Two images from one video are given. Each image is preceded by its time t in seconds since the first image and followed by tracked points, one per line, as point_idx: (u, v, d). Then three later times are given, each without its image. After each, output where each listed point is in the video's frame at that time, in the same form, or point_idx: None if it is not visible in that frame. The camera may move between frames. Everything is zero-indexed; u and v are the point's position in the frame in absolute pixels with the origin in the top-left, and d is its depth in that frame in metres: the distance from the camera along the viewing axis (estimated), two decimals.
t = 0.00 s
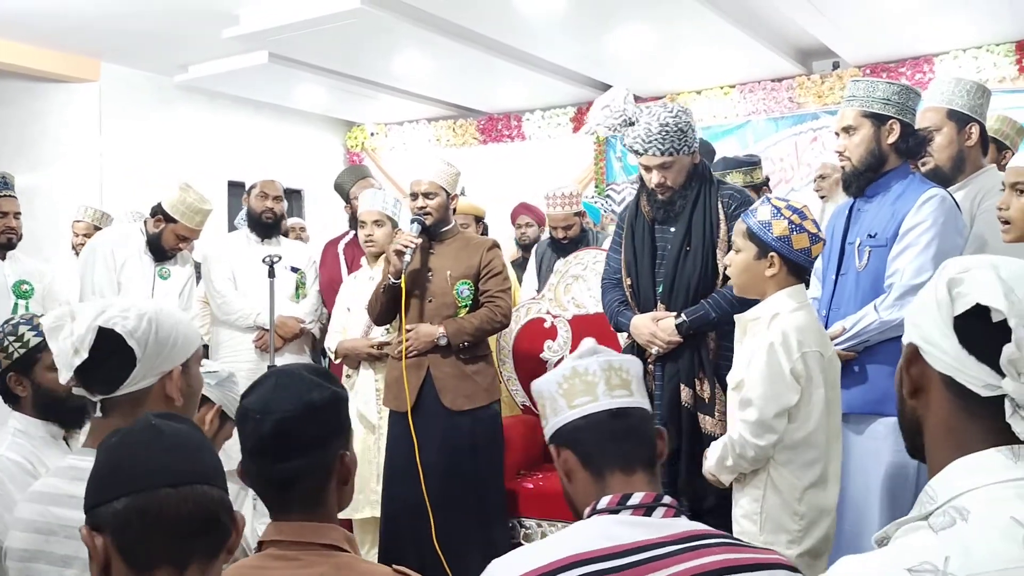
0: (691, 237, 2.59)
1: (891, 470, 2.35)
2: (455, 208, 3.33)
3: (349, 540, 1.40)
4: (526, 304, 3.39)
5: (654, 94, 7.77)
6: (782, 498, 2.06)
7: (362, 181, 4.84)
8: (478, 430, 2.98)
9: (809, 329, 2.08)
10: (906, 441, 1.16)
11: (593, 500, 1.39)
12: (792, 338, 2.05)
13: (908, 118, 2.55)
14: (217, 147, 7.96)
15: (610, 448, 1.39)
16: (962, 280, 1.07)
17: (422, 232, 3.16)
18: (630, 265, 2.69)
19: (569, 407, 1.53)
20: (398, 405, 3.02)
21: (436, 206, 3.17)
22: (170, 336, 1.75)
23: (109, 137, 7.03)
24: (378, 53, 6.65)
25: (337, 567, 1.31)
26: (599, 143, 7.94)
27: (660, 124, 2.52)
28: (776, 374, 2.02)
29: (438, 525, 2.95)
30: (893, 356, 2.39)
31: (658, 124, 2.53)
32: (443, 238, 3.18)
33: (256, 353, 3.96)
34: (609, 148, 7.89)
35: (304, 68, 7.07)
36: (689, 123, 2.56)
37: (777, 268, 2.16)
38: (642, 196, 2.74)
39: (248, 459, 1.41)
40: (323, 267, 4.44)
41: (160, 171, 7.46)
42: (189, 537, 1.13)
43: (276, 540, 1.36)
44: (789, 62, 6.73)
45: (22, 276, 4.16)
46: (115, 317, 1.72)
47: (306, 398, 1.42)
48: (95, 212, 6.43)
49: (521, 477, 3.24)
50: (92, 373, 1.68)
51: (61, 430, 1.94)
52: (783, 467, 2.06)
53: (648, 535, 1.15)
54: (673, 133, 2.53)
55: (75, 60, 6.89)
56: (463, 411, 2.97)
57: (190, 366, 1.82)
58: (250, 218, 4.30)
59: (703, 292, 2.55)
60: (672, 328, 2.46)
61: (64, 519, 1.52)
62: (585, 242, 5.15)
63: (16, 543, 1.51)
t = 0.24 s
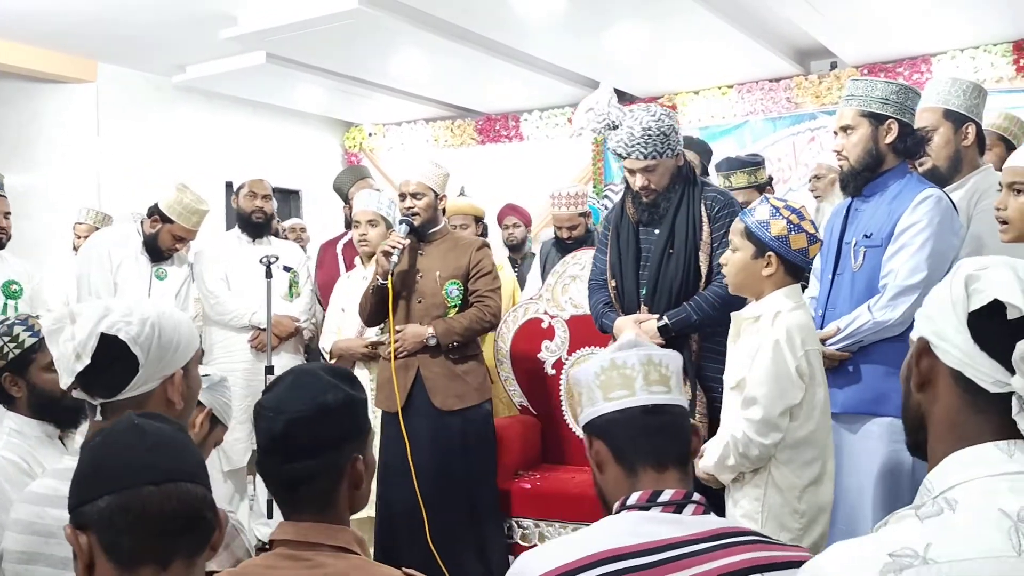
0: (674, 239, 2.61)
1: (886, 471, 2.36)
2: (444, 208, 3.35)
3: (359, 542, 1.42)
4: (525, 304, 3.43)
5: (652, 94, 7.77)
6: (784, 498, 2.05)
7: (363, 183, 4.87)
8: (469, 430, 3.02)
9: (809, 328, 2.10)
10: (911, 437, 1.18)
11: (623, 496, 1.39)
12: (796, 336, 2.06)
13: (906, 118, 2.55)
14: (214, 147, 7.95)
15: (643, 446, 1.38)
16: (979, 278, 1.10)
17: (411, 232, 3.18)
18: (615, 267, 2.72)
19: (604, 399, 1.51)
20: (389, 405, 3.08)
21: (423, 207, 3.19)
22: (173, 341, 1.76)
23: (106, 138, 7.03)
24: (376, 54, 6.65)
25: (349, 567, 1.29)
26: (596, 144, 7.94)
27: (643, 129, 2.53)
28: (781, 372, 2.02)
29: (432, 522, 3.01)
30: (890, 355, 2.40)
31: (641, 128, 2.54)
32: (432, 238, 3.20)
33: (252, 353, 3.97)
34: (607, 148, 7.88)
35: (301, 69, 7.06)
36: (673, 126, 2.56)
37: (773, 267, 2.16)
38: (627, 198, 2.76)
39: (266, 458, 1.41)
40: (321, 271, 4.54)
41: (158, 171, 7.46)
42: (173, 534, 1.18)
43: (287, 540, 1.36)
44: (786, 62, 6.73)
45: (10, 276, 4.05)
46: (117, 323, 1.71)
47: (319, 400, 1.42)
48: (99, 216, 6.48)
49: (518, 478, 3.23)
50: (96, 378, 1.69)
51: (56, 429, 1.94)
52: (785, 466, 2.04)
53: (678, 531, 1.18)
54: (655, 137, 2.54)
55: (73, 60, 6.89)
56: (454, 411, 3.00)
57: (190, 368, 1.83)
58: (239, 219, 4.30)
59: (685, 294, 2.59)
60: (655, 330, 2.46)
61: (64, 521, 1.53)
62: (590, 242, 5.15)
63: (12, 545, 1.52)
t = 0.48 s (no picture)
0: (660, 242, 2.61)
1: (887, 473, 2.35)
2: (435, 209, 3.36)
3: (368, 547, 1.42)
4: (523, 304, 3.44)
5: (651, 95, 7.77)
6: (773, 502, 2.04)
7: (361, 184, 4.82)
8: (462, 430, 3.04)
9: (801, 332, 2.09)
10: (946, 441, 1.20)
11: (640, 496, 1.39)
12: (786, 340, 2.05)
13: (904, 119, 2.55)
14: (213, 148, 7.95)
15: (666, 449, 1.38)
16: (996, 281, 1.12)
17: (401, 233, 3.19)
18: (602, 270, 2.71)
19: (630, 398, 1.50)
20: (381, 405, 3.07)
21: (414, 207, 3.19)
22: (171, 347, 1.76)
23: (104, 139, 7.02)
24: (374, 54, 6.64)
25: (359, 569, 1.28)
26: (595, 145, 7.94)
27: (630, 133, 2.53)
28: (770, 376, 2.01)
29: (427, 524, 3.01)
30: (887, 358, 2.41)
31: (627, 133, 2.54)
32: (423, 239, 3.21)
33: (247, 353, 3.98)
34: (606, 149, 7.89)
35: (300, 70, 7.06)
36: (659, 130, 2.57)
37: (763, 266, 2.17)
38: (615, 201, 2.76)
39: (277, 461, 1.40)
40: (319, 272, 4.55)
41: (157, 172, 7.45)
42: (144, 535, 1.20)
43: (298, 541, 1.36)
44: (785, 63, 6.73)
45: None
46: (114, 331, 1.70)
47: (335, 403, 1.40)
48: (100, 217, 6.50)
49: (515, 479, 3.24)
50: (94, 386, 1.69)
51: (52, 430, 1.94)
52: (774, 470, 2.04)
53: (696, 532, 1.16)
54: (642, 141, 2.54)
55: (72, 61, 6.88)
56: (447, 412, 3.02)
57: (187, 371, 1.83)
58: (232, 220, 4.30)
59: (672, 297, 2.59)
60: (640, 332, 2.46)
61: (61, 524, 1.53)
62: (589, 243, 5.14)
63: (6, 546, 1.52)
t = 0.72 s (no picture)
0: (656, 243, 2.62)
1: (887, 475, 2.35)
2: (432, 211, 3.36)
3: (381, 551, 1.42)
4: (523, 306, 3.44)
5: (651, 97, 7.77)
6: (753, 508, 1.99)
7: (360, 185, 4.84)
8: (462, 429, 3.05)
9: (775, 335, 2.06)
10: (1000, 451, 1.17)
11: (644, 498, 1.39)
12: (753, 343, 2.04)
13: (905, 121, 2.55)
14: (213, 149, 7.95)
15: (667, 450, 1.38)
16: None
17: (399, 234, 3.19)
18: (598, 272, 2.72)
19: (631, 399, 1.52)
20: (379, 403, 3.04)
21: (412, 209, 3.19)
22: (166, 351, 1.76)
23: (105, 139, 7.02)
24: (374, 55, 6.63)
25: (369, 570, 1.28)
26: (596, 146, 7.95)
27: (625, 136, 2.53)
28: (730, 380, 2.01)
29: (428, 522, 3.01)
30: (887, 360, 2.41)
31: (623, 136, 2.55)
32: (420, 239, 3.21)
33: (247, 354, 4.00)
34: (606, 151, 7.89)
35: (301, 71, 7.07)
36: (655, 133, 2.58)
37: (752, 266, 2.17)
38: (611, 204, 2.77)
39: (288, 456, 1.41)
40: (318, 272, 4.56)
41: (158, 172, 7.44)
42: (121, 538, 1.19)
43: (310, 544, 1.37)
44: (786, 65, 6.72)
45: None
46: (110, 335, 1.70)
47: (347, 404, 1.40)
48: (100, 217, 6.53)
49: (516, 480, 3.27)
50: (88, 388, 1.68)
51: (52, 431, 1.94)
52: (750, 475, 2.00)
53: (698, 536, 1.16)
54: (637, 145, 2.55)
55: (72, 62, 6.88)
56: (445, 411, 3.03)
57: (182, 375, 1.83)
58: (231, 221, 4.30)
59: (667, 298, 2.60)
60: (635, 333, 2.47)
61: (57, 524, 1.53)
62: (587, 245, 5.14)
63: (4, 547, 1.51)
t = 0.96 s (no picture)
0: (657, 244, 2.62)
1: (889, 475, 2.36)
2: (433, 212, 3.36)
3: (392, 550, 1.42)
4: (525, 306, 3.44)
5: (653, 98, 7.77)
6: (739, 511, 1.99)
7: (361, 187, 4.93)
8: (463, 431, 3.05)
9: (756, 336, 2.04)
10: None
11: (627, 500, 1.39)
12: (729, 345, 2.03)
13: (906, 122, 2.55)
14: (215, 149, 7.96)
15: (647, 453, 1.38)
16: None
17: (400, 237, 3.19)
18: (599, 272, 2.72)
19: (609, 402, 1.52)
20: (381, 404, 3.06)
21: (413, 212, 3.19)
22: (157, 354, 1.75)
23: (107, 140, 7.03)
24: (377, 56, 6.64)
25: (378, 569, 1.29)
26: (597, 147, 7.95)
27: (627, 138, 2.53)
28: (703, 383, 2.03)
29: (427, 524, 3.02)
30: (889, 362, 2.41)
31: (625, 137, 2.54)
32: (421, 241, 3.21)
33: (249, 356, 3.99)
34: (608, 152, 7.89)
35: (303, 72, 7.08)
36: (657, 135, 2.57)
37: (742, 268, 2.17)
38: (612, 205, 2.76)
39: (302, 451, 1.40)
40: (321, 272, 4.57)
41: (159, 171, 7.43)
42: (92, 545, 1.14)
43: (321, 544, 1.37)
44: (788, 66, 6.72)
45: None
46: (99, 338, 1.70)
47: (357, 403, 1.40)
48: (96, 215, 6.67)
49: (519, 480, 3.27)
50: (77, 390, 1.69)
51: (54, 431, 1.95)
52: (736, 478, 2.00)
53: (682, 536, 1.14)
54: (640, 146, 2.54)
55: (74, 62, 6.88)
56: (447, 412, 3.03)
57: (173, 378, 1.83)
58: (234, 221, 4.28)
59: (668, 299, 2.60)
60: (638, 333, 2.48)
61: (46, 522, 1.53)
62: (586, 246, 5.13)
63: None
